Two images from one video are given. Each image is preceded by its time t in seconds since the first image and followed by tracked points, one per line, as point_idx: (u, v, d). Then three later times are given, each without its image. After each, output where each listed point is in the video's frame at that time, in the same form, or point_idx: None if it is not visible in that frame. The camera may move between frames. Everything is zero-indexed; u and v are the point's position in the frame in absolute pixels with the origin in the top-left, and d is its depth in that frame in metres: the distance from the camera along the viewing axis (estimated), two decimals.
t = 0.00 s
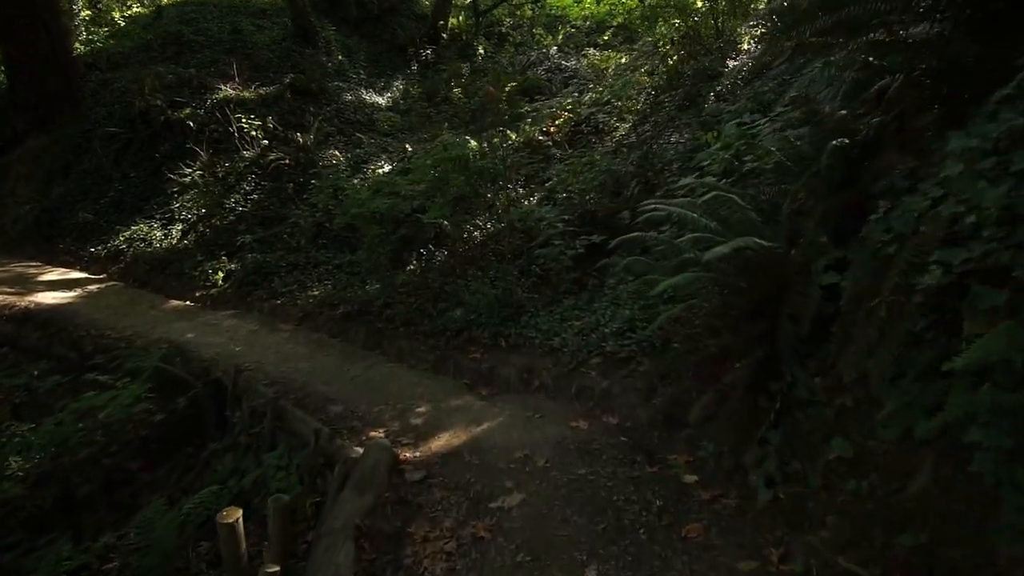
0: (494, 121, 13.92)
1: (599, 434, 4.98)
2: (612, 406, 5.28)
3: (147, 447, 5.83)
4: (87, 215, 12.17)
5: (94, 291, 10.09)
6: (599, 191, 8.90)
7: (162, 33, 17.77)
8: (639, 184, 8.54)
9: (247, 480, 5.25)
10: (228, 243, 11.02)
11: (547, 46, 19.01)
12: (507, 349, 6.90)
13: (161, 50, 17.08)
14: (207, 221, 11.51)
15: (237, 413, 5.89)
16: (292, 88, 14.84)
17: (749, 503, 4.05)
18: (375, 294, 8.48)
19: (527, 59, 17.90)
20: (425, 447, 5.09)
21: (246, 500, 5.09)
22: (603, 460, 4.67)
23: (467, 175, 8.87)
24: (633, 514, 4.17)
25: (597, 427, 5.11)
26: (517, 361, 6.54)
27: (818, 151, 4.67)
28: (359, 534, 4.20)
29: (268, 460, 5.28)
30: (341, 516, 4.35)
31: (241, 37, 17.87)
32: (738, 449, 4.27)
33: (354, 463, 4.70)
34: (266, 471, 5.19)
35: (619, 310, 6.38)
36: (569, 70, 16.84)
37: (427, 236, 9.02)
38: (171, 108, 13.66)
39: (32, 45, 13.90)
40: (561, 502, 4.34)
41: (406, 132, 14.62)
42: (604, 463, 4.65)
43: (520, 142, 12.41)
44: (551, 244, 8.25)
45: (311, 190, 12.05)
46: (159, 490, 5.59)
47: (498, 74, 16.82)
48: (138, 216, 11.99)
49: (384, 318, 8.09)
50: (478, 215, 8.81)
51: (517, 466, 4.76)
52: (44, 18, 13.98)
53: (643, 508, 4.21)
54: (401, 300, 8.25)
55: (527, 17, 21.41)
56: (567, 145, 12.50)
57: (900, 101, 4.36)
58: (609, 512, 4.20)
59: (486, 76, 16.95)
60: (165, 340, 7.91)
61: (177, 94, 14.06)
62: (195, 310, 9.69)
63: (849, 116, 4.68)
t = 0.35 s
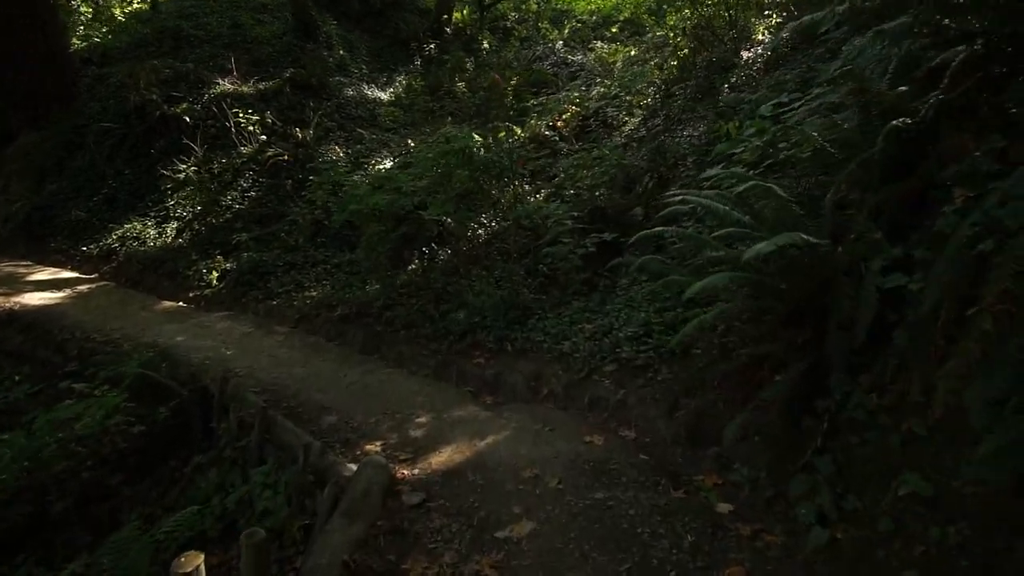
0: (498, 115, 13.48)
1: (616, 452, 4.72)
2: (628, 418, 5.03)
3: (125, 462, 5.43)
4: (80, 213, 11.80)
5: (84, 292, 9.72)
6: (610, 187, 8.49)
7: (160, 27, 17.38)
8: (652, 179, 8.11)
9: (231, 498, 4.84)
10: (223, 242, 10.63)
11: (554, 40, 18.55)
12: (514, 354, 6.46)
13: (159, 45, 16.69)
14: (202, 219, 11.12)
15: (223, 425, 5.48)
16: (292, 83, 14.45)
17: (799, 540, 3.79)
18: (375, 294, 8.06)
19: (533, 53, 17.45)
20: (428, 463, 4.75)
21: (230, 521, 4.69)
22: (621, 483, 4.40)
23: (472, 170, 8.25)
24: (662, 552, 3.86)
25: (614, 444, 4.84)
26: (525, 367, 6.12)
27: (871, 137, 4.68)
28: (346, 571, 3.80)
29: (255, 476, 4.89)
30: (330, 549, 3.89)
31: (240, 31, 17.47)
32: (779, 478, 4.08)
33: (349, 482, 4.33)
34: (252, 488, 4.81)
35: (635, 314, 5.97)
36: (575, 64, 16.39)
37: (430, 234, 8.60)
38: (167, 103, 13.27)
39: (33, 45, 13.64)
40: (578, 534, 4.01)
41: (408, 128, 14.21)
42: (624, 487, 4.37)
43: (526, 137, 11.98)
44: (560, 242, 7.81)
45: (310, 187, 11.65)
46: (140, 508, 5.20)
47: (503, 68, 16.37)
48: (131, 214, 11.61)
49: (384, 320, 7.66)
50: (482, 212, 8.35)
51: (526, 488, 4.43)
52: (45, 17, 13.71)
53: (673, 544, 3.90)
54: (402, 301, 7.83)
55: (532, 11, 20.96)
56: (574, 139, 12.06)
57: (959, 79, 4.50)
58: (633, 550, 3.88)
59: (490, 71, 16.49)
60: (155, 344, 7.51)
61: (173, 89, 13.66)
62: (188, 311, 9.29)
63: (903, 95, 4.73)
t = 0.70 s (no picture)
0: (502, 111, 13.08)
1: (633, 473, 4.44)
2: (644, 430, 4.76)
3: (99, 477, 4.97)
4: (72, 212, 11.46)
5: (72, 293, 9.36)
6: (620, 182, 8.06)
7: (158, 23, 17.03)
8: (665, 174, 7.70)
9: (210, 520, 4.43)
10: (218, 241, 10.25)
11: (559, 35, 18.13)
12: (518, 360, 6.03)
13: (156, 41, 16.34)
14: (197, 218, 10.75)
15: (203, 435, 5.07)
16: (291, 79, 14.07)
17: None
18: (373, 296, 7.66)
19: (538, 48, 17.02)
20: (426, 482, 4.44)
21: (208, 545, 4.28)
22: (640, 512, 4.10)
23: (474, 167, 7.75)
24: None
25: (630, 463, 4.54)
26: (531, 374, 5.70)
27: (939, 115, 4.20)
28: None
29: (236, 495, 4.47)
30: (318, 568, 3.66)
31: (239, 27, 17.10)
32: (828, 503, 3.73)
33: (336, 505, 3.98)
34: (233, 508, 4.39)
35: (651, 317, 5.58)
36: (581, 59, 15.96)
37: (431, 232, 8.19)
38: (163, 99, 12.91)
39: (34, 46, 13.30)
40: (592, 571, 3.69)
41: (410, 124, 13.81)
42: (642, 516, 4.07)
43: (531, 132, 11.56)
44: (568, 241, 7.37)
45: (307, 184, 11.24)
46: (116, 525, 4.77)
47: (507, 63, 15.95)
48: (125, 213, 11.26)
49: (382, 323, 7.23)
50: (485, 209, 8.04)
51: (532, 514, 4.10)
52: (46, 17, 13.33)
53: None
54: (401, 303, 7.42)
55: (537, 6, 20.53)
56: (581, 135, 11.63)
57: None
58: None
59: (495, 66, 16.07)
60: (141, 349, 7.13)
61: (168, 85, 13.29)
62: (179, 313, 8.91)
63: (975, 64, 4.21)
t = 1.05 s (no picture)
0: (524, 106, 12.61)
1: (665, 510, 4.02)
2: (677, 458, 4.34)
3: (88, 495, 4.72)
4: (90, 213, 11.40)
5: (85, 295, 9.23)
6: (648, 178, 7.53)
7: (179, 23, 16.98)
8: (698, 169, 7.16)
9: (200, 547, 4.11)
10: (232, 242, 10.01)
11: (583, 28, 17.57)
12: (538, 370, 5.57)
13: (178, 42, 16.29)
14: (213, 219, 10.55)
15: (199, 453, 4.77)
16: (309, 77, 13.83)
17: None
18: (386, 299, 7.26)
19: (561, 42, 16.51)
20: (434, 509, 4.17)
21: None
22: (674, 560, 3.70)
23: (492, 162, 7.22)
24: None
25: (662, 497, 4.13)
26: (551, 387, 5.25)
27: None
28: None
29: (229, 521, 4.15)
30: None
31: (260, 26, 16.95)
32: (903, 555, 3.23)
33: (332, 537, 3.71)
34: (225, 536, 4.07)
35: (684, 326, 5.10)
36: (606, 53, 15.41)
37: (448, 233, 7.77)
38: (181, 98, 12.79)
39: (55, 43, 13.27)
40: None
41: (430, 121, 13.43)
42: (677, 566, 3.66)
43: (554, 128, 11.08)
44: (592, 241, 6.90)
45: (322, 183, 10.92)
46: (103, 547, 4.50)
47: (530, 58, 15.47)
48: (142, 213, 11.14)
49: (396, 329, 6.83)
50: (504, 207, 7.56)
51: (551, 556, 3.77)
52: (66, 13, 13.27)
53: None
54: (416, 307, 7.02)
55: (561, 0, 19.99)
56: (606, 129, 11.10)
57: None
58: None
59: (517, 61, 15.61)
60: (147, 355, 6.90)
61: (187, 84, 13.17)
62: (191, 317, 8.69)
63: None
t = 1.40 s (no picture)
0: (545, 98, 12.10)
1: (703, 546, 3.57)
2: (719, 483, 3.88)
3: (69, 507, 4.37)
4: (104, 210, 11.25)
5: (94, 292, 9.03)
6: (678, 168, 6.98)
7: (198, 19, 16.85)
8: (734, 157, 6.59)
9: (182, 570, 3.75)
10: (243, 238, 9.71)
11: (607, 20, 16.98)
12: (559, 375, 5.07)
13: (196, 38, 16.16)
14: (224, 214, 10.26)
15: (189, 465, 4.42)
16: (325, 72, 13.53)
17: None
18: (399, 297, 6.82)
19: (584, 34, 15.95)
20: (440, 533, 3.79)
21: None
22: None
23: (509, 151, 6.72)
24: None
25: (701, 528, 3.68)
26: (571, 396, 4.77)
27: None
28: None
29: (213, 542, 3.79)
30: None
31: (277, 21, 16.74)
32: None
33: (320, 565, 3.30)
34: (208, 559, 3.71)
35: (722, 331, 4.62)
36: (631, 44, 14.82)
37: (464, 227, 7.31)
38: (196, 94, 12.58)
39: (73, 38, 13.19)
40: None
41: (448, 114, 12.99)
42: None
43: (576, 120, 10.56)
44: (617, 235, 6.39)
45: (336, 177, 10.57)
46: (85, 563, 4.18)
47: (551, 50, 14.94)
48: (154, 210, 10.93)
49: (407, 329, 6.39)
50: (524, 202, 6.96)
51: None
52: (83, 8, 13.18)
53: None
54: (429, 306, 6.57)
55: None
56: (631, 120, 10.54)
57: None
58: None
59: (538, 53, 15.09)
60: (148, 355, 6.62)
61: (202, 79, 12.97)
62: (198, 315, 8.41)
63: None
